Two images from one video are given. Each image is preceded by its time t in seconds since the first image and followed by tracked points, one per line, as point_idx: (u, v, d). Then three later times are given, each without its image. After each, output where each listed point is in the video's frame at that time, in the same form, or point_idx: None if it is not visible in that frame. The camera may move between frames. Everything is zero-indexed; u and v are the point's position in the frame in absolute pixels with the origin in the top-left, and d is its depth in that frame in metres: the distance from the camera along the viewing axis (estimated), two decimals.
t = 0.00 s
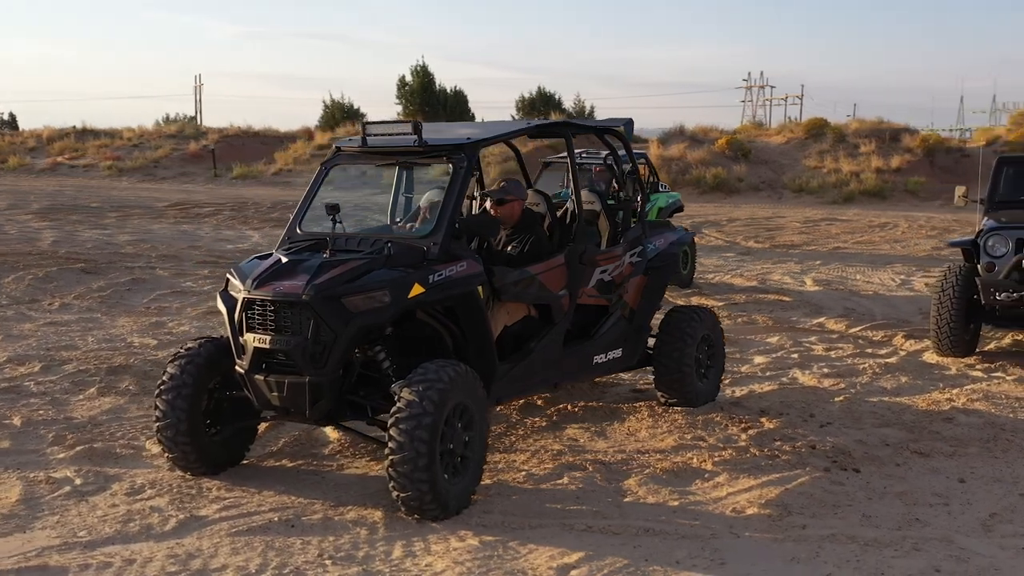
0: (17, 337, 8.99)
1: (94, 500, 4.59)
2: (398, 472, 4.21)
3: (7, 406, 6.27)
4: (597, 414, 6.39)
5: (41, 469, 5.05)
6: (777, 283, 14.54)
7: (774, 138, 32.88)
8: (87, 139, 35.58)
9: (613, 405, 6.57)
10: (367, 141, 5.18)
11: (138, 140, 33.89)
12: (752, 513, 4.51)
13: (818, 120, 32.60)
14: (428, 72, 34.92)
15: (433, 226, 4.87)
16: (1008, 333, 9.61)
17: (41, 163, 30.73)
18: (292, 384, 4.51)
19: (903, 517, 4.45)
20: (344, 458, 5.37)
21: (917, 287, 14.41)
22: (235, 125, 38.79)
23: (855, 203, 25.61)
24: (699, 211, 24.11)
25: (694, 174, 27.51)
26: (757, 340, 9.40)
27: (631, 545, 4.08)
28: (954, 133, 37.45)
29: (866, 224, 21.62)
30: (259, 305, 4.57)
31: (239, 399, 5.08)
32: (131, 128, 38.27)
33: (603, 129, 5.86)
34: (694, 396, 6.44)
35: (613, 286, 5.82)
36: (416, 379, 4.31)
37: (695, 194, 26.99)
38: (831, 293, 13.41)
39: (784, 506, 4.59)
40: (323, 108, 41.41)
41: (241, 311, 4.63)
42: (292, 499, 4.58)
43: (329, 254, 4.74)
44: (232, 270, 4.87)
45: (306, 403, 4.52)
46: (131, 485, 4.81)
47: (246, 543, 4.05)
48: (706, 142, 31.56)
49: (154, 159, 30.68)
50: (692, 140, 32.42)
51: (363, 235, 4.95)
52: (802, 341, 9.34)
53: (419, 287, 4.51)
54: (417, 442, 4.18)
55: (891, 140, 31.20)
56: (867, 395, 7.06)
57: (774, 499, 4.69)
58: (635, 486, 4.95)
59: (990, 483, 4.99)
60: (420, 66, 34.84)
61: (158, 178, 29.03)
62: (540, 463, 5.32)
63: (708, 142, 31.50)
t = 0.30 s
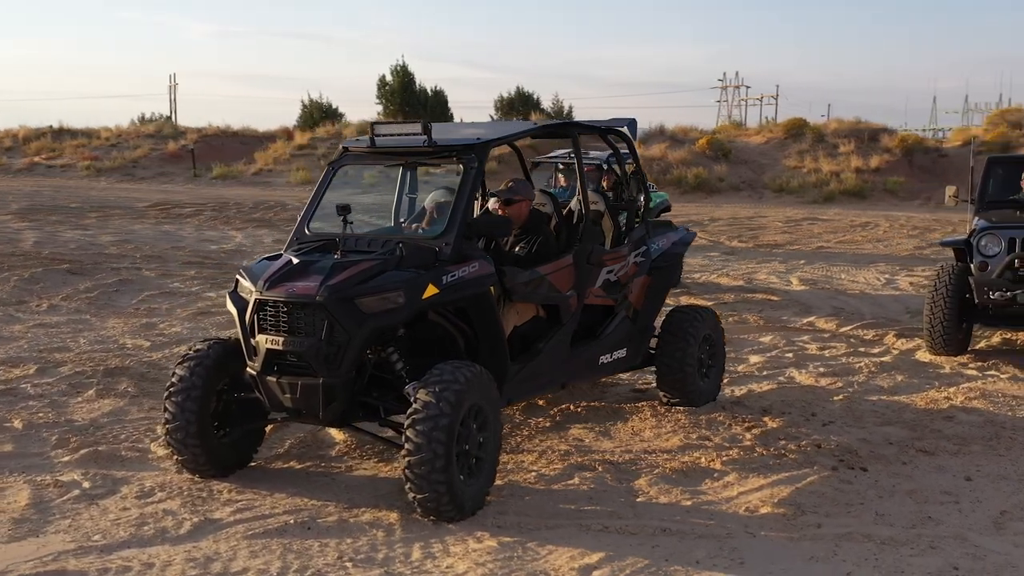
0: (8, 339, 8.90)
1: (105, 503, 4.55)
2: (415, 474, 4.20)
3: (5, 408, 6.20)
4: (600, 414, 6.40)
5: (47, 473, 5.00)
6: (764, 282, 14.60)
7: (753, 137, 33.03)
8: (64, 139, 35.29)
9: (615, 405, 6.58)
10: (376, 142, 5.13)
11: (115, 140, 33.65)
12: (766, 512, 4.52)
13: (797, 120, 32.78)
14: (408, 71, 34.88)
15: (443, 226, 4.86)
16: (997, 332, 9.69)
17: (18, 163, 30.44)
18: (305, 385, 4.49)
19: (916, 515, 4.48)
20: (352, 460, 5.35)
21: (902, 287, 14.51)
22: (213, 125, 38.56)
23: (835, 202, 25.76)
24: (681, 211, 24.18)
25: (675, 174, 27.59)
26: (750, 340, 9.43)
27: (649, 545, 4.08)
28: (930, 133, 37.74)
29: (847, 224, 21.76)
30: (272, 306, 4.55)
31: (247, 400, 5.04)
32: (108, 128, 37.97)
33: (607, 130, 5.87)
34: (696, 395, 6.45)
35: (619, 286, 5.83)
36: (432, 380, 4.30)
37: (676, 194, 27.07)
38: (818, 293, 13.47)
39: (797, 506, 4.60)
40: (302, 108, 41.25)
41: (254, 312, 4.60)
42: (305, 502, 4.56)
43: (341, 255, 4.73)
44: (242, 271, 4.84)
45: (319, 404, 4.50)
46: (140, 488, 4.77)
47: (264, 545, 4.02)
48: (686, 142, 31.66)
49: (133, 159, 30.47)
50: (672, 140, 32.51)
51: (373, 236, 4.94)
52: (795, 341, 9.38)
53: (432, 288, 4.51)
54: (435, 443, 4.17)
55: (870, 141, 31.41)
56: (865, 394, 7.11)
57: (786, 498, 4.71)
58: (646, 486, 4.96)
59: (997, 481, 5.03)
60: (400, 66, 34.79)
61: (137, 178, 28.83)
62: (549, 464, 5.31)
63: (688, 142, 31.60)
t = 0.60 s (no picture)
0: None
1: (114, 507, 4.51)
2: (430, 475, 4.19)
3: (3, 412, 6.13)
4: (601, 415, 6.40)
5: (52, 477, 4.95)
6: (750, 282, 14.65)
7: (732, 137, 33.16)
8: (40, 139, 35.00)
9: (616, 405, 6.58)
10: (382, 142, 5.11)
11: (92, 140, 33.40)
12: (778, 512, 4.54)
13: (776, 120, 32.93)
14: (387, 71, 34.82)
15: (453, 227, 4.84)
16: (986, 331, 9.78)
17: None
18: (317, 387, 4.46)
19: (926, 514, 4.50)
20: (359, 462, 5.34)
21: (886, 286, 14.61)
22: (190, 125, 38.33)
23: (815, 202, 25.89)
24: (663, 211, 24.25)
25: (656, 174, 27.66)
26: (743, 339, 9.47)
27: (666, 545, 4.09)
28: (907, 133, 38.02)
29: (829, 223, 21.88)
30: (283, 307, 4.52)
31: (254, 403, 5.02)
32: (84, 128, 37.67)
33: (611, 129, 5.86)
34: (697, 395, 6.47)
35: (623, 287, 5.83)
36: (446, 381, 4.29)
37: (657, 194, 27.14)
38: (805, 292, 13.53)
39: (807, 505, 4.62)
40: (280, 108, 41.09)
41: (264, 313, 4.58)
42: (317, 504, 4.54)
43: (350, 257, 4.71)
44: (250, 272, 4.81)
45: (331, 406, 4.47)
46: (148, 491, 4.73)
47: (280, 548, 4.00)
48: (666, 142, 31.76)
49: (110, 159, 30.24)
50: (652, 140, 32.59)
51: (382, 238, 4.92)
52: (787, 340, 9.43)
53: (445, 289, 4.50)
54: (450, 444, 4.16)
55: (848, 141, 31.60)
56: (862, 393, 7.15)
57: (796, 497, 4.73)
58: (656, 486, 4.97)
59: (1002, 479, 5.08)
60: (379, 65, 34.74)
61: (115, 178, 28.63)
62: (556, 464, 5.31)
63: (668, 142, 31.69)
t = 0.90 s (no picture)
0: None
1: (124, 510, 4.48)
2: (445, 476, 4.18)
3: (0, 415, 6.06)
4: (602, 414, 6.41)
5: (57, 480, 4.90)
6: (735, 282, 14.71)
7: (711, 137, 33.30)
8: (15, 139, 34.69)
9: (617, 405, 6.59)
10: (390, 142, 5.08)
11: (68, 140, 33.14)
12: (790, 510, 4.55)
13: (755, 120, 33.09)
14: (366, 71, 34.77)
15: (462, 227, 4.83)
16: (974, 330, 9.87)
17: None
18: (328, 388, 4.44)
19: (936, 512, 4.54)
20: (366, 463, 5.32)
21: (870, 284, 14.71)
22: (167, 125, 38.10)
23: (795, 201, 26.04)
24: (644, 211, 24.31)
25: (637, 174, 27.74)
26: (735, 339, 9.51)
27: (682, 544, 4.10)
28: (883, 133, 38.30)
29: (810, 223, 22.01)
30: (294, 308, 4.50)
31: (262, 405, 4.99)
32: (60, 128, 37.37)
33: (614, 129, 5.87)
34: (697, 395, 6.49)
35: (626, 287, 5.84)
36: (461, 382, 4.28)
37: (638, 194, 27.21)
38: (791, 291, 13.60)
39: (818, 504, 4.64)
40: (257, 108, 40.92)
41: (274, 314, 4.55)
42: (328, 505, 4.52)
43: (360, 257, 4.69)
44: (258, 273, 4.79)
45: (342, 408, 4.46)
46: (156, 494, 4.70)
47: (297, 551, 3.99)
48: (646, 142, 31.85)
49: (88, 159, 30.01)
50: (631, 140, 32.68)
51: (391, 238, 4.90)
52: (778, 339, 9.47)
53: (457, 290, 4.49)
54: (466, 445, 4.15)
55: (827, 141, 31.79)
56: (858, 391, 7.20)
57: (806, 495, 4.76)
58: (665, 486, 4.98)
59: (1005, 477, 5.12)
60: (359, 65, 34.68)
61: (92, 178, 28.41)
62: (563, 464, 5.31)
63: (648, 142, 31.79)
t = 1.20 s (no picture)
0: None
1: (130, 514, 4.43)
2: (457, 477, 4.17)
3: None
4: (600, 414, 6.41)
5: (59, 484, 4.85)
6: (717, 281, 14.78)
7: (686, 137, 33.43)
8: None
9: (614, 405, 6.59)
10: (394, 143, 5.08)
11: (40, 140, 32.82)
12: (797, 509, 4.58)
13: (729, 120, 33.26)
14: (341, 71, 34.66)
15: (469, 227, 4.83)
16: (959, 328, 9.96)
17: None
18: (337, 390, 4.42)
19: (943, 509, 4.57)
20: (370, 464, 5.30)
21: (850, 283, 14.82)
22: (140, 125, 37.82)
23: (770, 201, 26.18)
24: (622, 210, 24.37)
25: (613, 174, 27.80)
26: (723, 338, 9.54)
27: (695, 544, 4.12)
28: (855, 133, 38.59)
29: (786, 222, 22.14)
30: (302, 309, 4.47)
31: (266, 407, 4.96)
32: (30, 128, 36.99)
33: (612, 129, 5.88)
34: (694, 394, 6.50)
35: (626, 287, 5.85)
36: (473, 383, 4.27)
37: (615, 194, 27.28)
38: (773, 290, 13.68)
39: (826, 502, 4.66)
40: (230, 108, 40.69)
41: (281, 316, 4.53)
42: (337, 508, 4.50)
43: (367, 258, 4.68)
44: (263, 275, 4.77)
45: (352, 409, 4.44)
46: (162, 498, 4.66)
47: (310, 554, 3.96)
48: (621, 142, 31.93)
49: (60, 159, 29.73)
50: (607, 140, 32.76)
51: (396, 239, 4.90)
52: (767, 338, 9.52)
53: (467, 291, 4.48)
54: (479, 446, 4.14)
55: (801, 141, 31.99)
56: (851, 390, 7.24)
57: (812, 494, 4.78)
58: (671, 485, 4.98)
59: (1005, 474, 5.17)
60: (333, 65, 34.58)
61: (65, 178, 28.15)
62: (567, 464, 5.31)
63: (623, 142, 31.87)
